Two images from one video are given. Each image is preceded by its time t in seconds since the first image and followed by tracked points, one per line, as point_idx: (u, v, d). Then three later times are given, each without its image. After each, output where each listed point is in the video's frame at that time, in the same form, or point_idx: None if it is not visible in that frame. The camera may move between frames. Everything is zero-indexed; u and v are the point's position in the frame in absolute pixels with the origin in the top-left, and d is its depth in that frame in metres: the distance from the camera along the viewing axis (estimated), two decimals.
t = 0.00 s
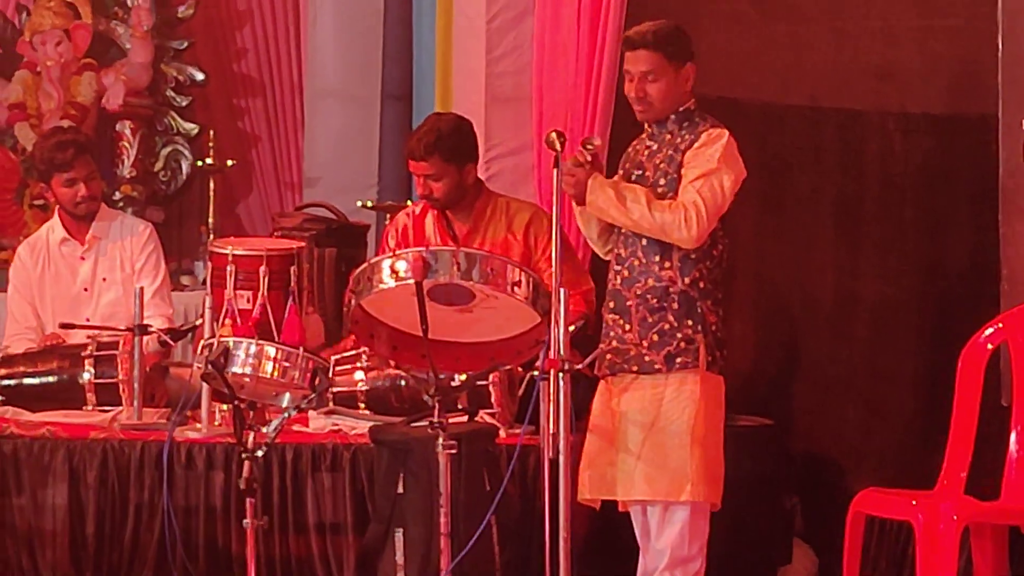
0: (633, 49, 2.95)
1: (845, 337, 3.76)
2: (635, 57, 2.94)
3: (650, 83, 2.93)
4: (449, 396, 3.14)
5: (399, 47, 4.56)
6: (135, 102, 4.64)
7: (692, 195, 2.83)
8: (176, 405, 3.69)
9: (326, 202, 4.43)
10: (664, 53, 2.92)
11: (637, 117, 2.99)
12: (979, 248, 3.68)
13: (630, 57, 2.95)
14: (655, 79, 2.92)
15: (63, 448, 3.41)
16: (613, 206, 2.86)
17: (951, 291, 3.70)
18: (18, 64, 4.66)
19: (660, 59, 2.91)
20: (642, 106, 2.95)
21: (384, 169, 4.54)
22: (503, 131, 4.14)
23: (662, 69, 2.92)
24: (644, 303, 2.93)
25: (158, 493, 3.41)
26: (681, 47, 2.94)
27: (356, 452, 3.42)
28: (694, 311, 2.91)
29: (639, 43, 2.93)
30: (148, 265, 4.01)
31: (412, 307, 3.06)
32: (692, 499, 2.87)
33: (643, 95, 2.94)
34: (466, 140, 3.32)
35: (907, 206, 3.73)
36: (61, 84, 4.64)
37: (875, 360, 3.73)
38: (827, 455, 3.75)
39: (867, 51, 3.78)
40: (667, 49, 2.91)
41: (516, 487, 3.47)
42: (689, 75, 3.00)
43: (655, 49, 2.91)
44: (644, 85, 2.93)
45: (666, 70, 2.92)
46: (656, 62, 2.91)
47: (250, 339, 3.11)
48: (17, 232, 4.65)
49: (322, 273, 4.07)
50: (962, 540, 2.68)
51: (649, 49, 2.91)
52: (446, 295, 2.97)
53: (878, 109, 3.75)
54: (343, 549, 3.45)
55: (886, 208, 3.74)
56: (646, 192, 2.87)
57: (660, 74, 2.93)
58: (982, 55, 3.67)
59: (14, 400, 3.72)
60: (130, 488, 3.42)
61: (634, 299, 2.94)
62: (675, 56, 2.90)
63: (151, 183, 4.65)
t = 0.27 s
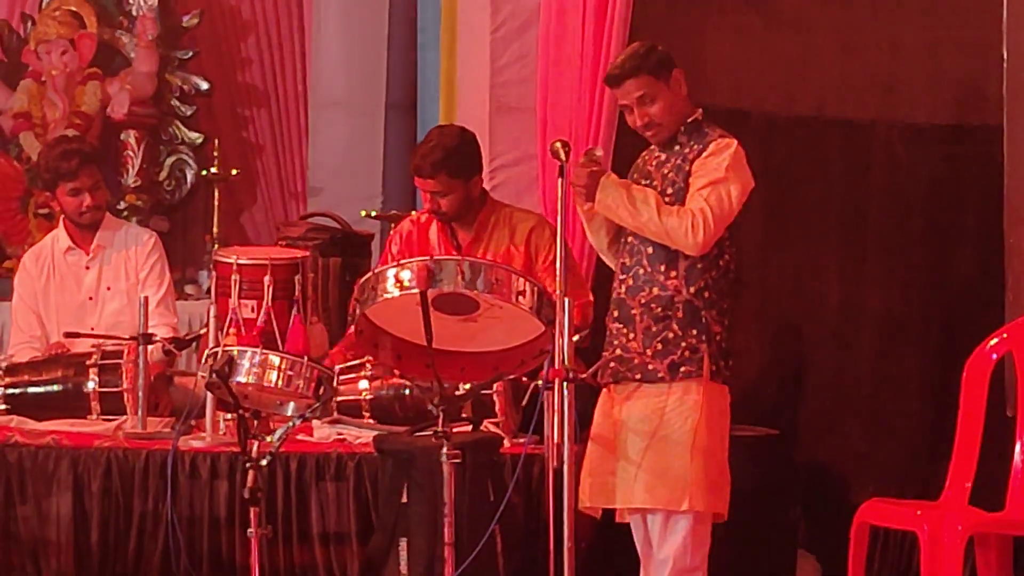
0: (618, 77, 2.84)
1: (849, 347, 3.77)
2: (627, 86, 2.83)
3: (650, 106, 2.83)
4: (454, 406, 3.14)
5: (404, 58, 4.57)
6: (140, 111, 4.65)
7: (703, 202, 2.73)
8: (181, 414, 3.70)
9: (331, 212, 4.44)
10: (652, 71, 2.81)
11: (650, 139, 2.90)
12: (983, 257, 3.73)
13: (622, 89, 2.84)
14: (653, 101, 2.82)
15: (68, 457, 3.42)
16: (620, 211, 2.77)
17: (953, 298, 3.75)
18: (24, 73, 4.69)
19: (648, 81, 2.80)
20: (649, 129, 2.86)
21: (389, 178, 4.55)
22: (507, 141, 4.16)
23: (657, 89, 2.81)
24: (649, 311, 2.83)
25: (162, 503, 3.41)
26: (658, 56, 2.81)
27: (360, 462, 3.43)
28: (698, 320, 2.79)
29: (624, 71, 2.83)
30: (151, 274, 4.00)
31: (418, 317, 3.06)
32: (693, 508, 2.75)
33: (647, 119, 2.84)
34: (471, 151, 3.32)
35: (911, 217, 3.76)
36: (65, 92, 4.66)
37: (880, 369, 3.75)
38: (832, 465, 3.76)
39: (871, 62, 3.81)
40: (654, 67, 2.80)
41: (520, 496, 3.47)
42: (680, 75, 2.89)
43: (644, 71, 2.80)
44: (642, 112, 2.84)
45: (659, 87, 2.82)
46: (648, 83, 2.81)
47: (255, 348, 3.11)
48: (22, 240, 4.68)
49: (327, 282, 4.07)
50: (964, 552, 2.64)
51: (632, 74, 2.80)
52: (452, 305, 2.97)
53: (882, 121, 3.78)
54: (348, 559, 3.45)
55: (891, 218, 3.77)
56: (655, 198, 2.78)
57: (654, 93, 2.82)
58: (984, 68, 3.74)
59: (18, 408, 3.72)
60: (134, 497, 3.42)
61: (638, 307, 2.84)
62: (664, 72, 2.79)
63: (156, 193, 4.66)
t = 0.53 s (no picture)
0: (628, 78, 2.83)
1: (849, 359, 3.77)
2: (637, 84, 2.81)
3: (659, 107, 2.81)
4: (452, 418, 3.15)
5: (405, 68, 4.57)
6: (140, 122, 4.65)
7: (702, 214, 2.72)
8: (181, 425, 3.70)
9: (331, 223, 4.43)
10: (665, 72, 2.81)
11: (649, 143, 2.87)
12: (983, 269, 3.72)
13: (634, 84, 2.82)
14: (663, 101, 2.80)
15: (66, 467, 3.42)
16: (618, 225, 2.76)
17: (955, 312, 3.72)
18: (25, 83, 4.72)
19: (662, 79, 2.80)
20: (655, 130, 2.83)
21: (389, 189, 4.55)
22: (507, 153, 4.16)
23: (669, 89, 2.80)
24: (649, 323, 2.80)
25: (161, 513, 3.41)
26: (674, 61, 2.83)
27: (360, 474, 3.42)
28: (699, 332, 2.77)
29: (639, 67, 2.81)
30: (151, 286, 4.01)
31: (418, 329, 3.06)
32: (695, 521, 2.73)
33: (654, 121, 2.82)
34: (471, 163, 3.33)
35: (912, 229, 3.76)
36: (66, 103, 4.67)
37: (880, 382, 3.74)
38: (832, 477, 3.75)
39: (871, 75, 3.82)
40: (668, 68, 2.80)
41: (520, 508, 3.47)
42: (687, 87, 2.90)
43: (658, 69, 2.80)
44: (652, 110, 2.81)
45: (671, 88, 2.81)
46: (660, 83, 2.80)
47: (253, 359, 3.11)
48: (23, 250, 4.70)
49: (327, 293, 4.09)
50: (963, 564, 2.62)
51: (649, 70, 2.79)
52: (453, 317, 2.97)
53: (881, 133, 3.79)
54: (346, 570, 3.43)
55: (892, 230, 3.77)
56: (652, 212, 2.77)
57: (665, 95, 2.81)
58: (983, 81, 3.73)
59: (17, 419, 3.71)
60: (133, 508, 3.41)
61: (639, 319, 2.82)
62: (677, 73, 2.79)
63: (155, 204, 4.68)
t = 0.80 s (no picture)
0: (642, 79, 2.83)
1: (849, 372, 3.78)
2: (650, 83, 2.81)
3: (668, 109, 2.80)
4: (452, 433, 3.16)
5: (404, 82, 4.61)
6: (140, 135, 4.62)
7: (700, 229, 2.70)
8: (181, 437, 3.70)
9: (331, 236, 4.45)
10: (678, 80, 2.83)
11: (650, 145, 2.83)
12: (983, 283, 3.73)
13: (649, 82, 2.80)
14: (673, 104, 2.80)
15: (66, 480, 3.41)
16: (615, 235, 2.71)
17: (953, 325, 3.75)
18: (24, 96, 4.73)
19: (677, 85, 2.81)
20: (660, 130, 2.80)
21: (389, 202, 4.58)
22: (507, 166, 4.17)
23: (680, 95, 2.81)
24: (648, 338, 2.79)
25: (161, 526, 3.40)
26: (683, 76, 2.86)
27: (358, 487, 3.43)
28: (698, 346, 2.77)
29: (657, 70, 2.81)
30: (151, 298, 4.05)
31: (418, 344, 3.07)
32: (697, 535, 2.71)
33: (662, 122, 2.80)
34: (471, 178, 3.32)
35: (911, 243, 3.77)
36: (66, 116, 4.66)
37: (878, 394, 3.77)
38: (832, 490, 3.76)
39: (871, 89, 3.82)
40: (682, 75, 2.82)
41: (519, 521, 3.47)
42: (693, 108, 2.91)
43: (672, 73, 2.81)
44: (662, 111, 2.79)
45: (681, 95, 2.82)
46: (673, 87, 2.81)
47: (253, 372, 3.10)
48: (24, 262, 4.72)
49: (326, 304, 4.08)
50: None
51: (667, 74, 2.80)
52: (452, 332, 2.97)
53: (882, 147, 3.79)
54: None
55: (891, 244, 3.78)
56: (648, 224, 2.73)
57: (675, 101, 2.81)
58: (984, 95, 3.74)
59: (16, 432, 3.69)
60: (132, 521, 3.41)
61: (638, 335, 2.81)
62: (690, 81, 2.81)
63: (156, 216, 4.66)
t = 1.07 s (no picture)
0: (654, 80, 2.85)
1: (845, 384, 3.79)
2: (661, 84, 2.83)
3: (674, 113, 2.81)
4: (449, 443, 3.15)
5: (402, 93, 4.62)
6: (135, 144, 4.62)
7: (697, 241, 2.70)
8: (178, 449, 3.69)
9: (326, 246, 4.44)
10: (688, 88, 2.84)
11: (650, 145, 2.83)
12: (979, 295, 3.74)
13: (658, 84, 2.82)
14: (679, 107, 2.81)
15: (61, 491, 3.40)
16: (612, 248, 2.72)
17: (951, 338, 3.75)
18: (20, 105, 4.72)
19: (685, 90, 2.82)
20: (661, 132, 2.81)
21: (387, 214, 4.59)
22: (504, 178, 4.17)
23: (687, 100, 2.82)
24: (643, 349, 2.77)
25: (155, 537, 3.39)
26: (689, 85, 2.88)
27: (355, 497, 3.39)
28: (693, 358, 2.75)
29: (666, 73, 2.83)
30: (147, 310, 4.05)
31: (415, 354, 3.05)
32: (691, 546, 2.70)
33: (666, 124, 2.81)
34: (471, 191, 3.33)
35: (908, 255, 3.78)
36: (63, 127, 4.64)
37: (875, 406, 3.77)
38: (828, 502, 3.77)
39: (869, 102, 3.84)
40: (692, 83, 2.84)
41: (516, 533, 3.45)
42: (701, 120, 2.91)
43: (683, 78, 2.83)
44: (668, 113, 2.80)
45: (689, 100, 2.83)
46: (682, 93, 2.82)
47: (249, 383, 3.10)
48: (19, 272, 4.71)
49: (322, 314, 4.07)
50: None
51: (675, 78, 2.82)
52: (449, 343, 2.96)
53: (880, 160, 3.80)
54: None
55: (888, 256, 3.79)
56: (646, 236, 2.73)
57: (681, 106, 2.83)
58: (982, 110, 3.76)
59: (11, 442, 3.70)
60: (127, 532, 3.40)
61: (633, 345, 2.78)
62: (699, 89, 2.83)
63: (151, 226, 4.64)
